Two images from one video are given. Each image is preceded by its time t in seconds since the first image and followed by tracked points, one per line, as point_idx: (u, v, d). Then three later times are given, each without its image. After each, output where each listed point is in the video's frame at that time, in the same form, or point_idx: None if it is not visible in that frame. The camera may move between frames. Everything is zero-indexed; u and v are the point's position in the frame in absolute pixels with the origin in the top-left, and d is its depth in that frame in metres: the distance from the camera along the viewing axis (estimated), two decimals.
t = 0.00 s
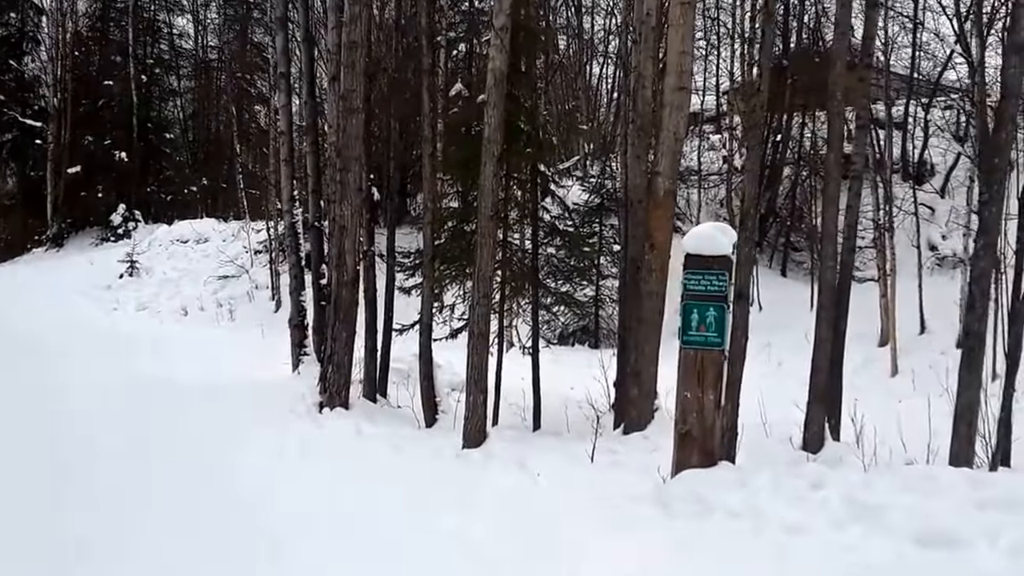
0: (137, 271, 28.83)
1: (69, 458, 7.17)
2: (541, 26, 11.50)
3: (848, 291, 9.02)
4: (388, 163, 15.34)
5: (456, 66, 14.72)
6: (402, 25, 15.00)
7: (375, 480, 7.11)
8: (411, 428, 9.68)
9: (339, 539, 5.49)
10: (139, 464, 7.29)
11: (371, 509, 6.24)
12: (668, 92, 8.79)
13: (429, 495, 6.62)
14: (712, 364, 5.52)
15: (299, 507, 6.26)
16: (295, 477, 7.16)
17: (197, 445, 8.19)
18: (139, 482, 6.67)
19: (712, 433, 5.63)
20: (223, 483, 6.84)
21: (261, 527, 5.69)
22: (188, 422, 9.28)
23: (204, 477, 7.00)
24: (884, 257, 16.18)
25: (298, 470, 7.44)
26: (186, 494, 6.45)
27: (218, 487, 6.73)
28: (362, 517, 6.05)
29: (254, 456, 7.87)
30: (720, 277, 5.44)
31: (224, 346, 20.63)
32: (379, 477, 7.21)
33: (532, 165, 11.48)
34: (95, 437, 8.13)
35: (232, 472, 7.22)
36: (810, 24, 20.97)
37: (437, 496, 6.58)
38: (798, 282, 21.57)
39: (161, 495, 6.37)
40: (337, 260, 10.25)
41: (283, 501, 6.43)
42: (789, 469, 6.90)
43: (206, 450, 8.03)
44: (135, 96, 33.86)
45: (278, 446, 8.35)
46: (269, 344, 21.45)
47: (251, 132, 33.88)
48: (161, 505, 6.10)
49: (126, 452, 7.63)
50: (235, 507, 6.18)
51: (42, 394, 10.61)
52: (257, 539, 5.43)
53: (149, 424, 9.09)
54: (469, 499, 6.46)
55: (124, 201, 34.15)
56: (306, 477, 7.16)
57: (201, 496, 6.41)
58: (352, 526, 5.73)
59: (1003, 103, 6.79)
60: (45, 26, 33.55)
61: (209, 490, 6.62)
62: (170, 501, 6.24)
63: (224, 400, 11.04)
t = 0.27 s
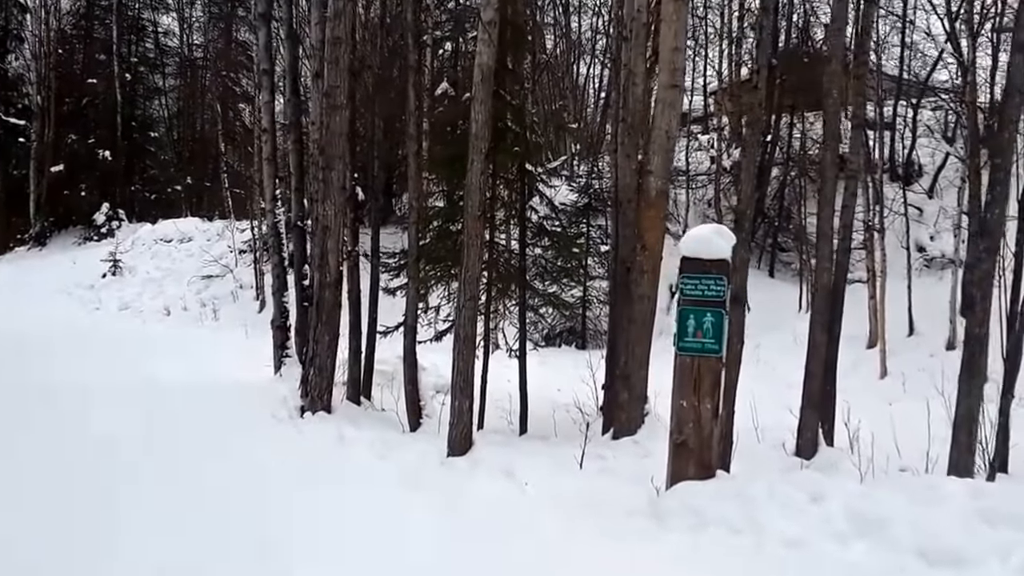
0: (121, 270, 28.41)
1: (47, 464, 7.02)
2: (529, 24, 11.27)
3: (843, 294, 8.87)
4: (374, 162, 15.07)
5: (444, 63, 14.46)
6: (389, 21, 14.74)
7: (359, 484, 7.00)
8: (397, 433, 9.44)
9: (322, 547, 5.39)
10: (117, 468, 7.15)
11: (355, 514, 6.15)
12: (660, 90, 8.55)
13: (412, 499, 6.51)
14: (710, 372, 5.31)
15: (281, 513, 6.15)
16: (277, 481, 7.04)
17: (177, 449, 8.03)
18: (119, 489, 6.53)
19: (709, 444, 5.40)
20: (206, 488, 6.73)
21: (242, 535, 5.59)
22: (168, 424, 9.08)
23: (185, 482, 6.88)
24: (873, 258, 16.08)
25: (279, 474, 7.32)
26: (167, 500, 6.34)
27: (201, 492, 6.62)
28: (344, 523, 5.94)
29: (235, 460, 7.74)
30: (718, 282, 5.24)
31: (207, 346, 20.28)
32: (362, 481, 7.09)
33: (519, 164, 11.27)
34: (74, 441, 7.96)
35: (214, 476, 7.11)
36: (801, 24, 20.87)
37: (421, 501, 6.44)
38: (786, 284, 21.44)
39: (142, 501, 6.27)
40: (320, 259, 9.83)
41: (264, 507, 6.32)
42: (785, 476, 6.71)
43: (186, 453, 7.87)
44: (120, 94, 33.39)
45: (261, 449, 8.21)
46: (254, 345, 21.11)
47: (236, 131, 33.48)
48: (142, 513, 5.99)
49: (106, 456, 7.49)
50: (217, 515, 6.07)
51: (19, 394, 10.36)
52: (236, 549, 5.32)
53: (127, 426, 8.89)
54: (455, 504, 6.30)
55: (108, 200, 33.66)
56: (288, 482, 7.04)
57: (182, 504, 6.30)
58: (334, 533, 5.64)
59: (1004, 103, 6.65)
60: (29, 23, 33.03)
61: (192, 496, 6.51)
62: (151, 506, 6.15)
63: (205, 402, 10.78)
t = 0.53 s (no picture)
0: (104, 266, 27.95)
1: (29, 458, 6.84)
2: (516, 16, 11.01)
3: (837, 293, 8.69)
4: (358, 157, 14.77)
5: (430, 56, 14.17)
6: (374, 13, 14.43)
7: (346, 484, 6.85)
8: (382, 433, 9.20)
9: (312, 550, 5.26)
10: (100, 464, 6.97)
11: (345, 515, 6.02)
12: (650, 82, 8.28)
13: (400, 499, 6.37)
14: (704, 373, 5.09)
15: (270, 514, 6.02)
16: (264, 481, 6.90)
17: (160, 445, 7.84)
18: (102, 485, 6.37)
19: (703, 448, 5.18)
20: (194, 486, 6.61)
21: (231, 536, 5.46)
22: (148, 421, 8.85)
23: (171, 480, 6.73)
24: (863, 255, 15.95)
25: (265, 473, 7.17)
26: (153, 498, 6.20)
27: (187, 491, 6.47)
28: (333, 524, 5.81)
29: (219, 458, 7.57)
30: (712, 279, 5.01)
31: (189, 343, 19.93)
32: (349, 481, 6.94)
33: (505, 160, 11.03)
34: (55, 435, 7.75)
35: (200, 474, 6.96)
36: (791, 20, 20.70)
37: (409, 501, 6.28)
38: (775, 281, 21.28)
39: (127, 498, 6.12)
40: (300, 257, 9.51)
41: (252, 507, 6.18)
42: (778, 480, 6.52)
43: (170, 450, 7.70)
44: (103, 89, 32.86)
45: (246, 447, 8.05)
46: (238, 341, 20.74)
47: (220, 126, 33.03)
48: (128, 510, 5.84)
49: (88, 452, 7.30)
50: (204, 514, 5.93)
51: None
52: (224, 552, 5.18)
53: (108, 422, 8.67)
54: (442, 505, 6.14)
55: (91, 195, 33.12)
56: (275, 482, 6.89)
57: (168, 502, 6.15)
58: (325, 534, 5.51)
59: (1004, 97, 6.50)
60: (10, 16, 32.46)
61: (179, 493, 6.39)
62: (137, 504, 6.00)
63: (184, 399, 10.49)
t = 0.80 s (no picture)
0: (88, 258, 27.47)
1: None
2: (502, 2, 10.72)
3: (830, 288, 8.48)
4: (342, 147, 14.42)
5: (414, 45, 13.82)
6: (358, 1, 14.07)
7: (327, 483, 6.62)
8: (365, 430, 8.92)
9: (288, 561, 5.04)
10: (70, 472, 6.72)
11: (325, 519, 5.80)
12: (638, 70, 8.00)
13: (382, 499, 6.14)
14: (696, 371, 4.84)
15: (245, 521, 5.79)
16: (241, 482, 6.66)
17: (134, 446, 7.59)
18: (72, 496, 6.14)
19: (695, 449, 4.94)
20: (173, 490, 6.44)
21: (211, 546, 5.28)
22: (124, 418, 8.57)
23: (149, 484, 6.54)
24: (855, 249, 15.77)
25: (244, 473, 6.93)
26: (132, 506, 6.03)
27: (167, 495, 6.30)
28: (312, 530, 5.59)
29: (196, 458, 7.31)
30: (704, 272, 4.77)
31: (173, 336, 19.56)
32: (330, 480, 6.70)
33: (490, 151, 10.76)
34: (25, 441, 7.50)
35: (179, 476, 6.77)
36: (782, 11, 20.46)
37: (391, 502, 6.05)
38: (764, 275, 21.07)
39: (106, 508, 5.93)
40: (279, 249, 9.09)
41: (228, 514, 5.95)
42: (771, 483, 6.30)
43: (145, 450, 7.48)
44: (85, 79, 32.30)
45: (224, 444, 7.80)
46: (222, 334, 20.35)
47: (203, 117, 32.52)
48: (98, 524, 5.61)
49: (60, 458, 7.06)
50: (177, 524, 5.70)
51: None
52: (196, 566, 4.96)
53: (82, 422, 8.39)
54: (425, 505, 5.92)
55: (75, 186, 32.57)
56: (253, 483, 6.66)
57: (140, 511, 5.92)
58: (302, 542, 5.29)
59: (1006, 85, 6.30)
60: None
61: (157, 498, 6.23)
62: (116, 514, 5.82)
63: (161, 391, 10.18)
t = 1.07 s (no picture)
0: (69, 250, 26.98)
1: None
2: None
3: (824, 282, 8.28)
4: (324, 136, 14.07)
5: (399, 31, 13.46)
6: None
7: (306, 481, 6.35)
8: (348, 427, 8.66)
9: (261, 567, 4.78)
10: (35, 473, 6.41)
11: (305, 518, 5.57)
12: (627, 58, 7.75)
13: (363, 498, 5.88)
14: (690, 370, 4.61)
15: (218, 523, 5.51)
16: (216, 481, 6.37)
17: (105, 443, 7.28)
18: (40, 499, 5.86)
19: (689, 451, 4.70)
20: (146, 489, 6.18)
21: (189, 548, 5.06)
22: (96, 412, 8.26)
23: (121, 483, 6.28)
24: (845, 241, 15.61)
25: (219, 470, 6.64)
26: (104, 507, 5.77)
27: (141, 494, 6.05)
28: (287, 532, 5.32)
29: (169, 455, 7.02)
30: (699, 266, 4.53)
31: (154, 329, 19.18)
32: (309, 478, 6.43)
33: (476, 141, 10.47)
34: None
35: (152, 475, 6.51)
36: None
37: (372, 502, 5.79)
38: (754, 267, 20.91)
39: (76, 511, 5.68)
40: (258, 241, 8.66)
41: (200, 516, 5.67)
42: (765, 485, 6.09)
43: (116, 446, 7.20)
44: (66, 68, 31.66)
45: (199, 438, 7.50)
46: (204, 326, 19.98)
47: (187, 107, 31.96)
48: (61, 531, 5.32)
49: (26, 457, 6.77)
50: (145, 529, 5.41)
51: None
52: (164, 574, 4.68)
53: (51, 417, 8.07)
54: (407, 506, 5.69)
55: (56, 177, 31.99)
56: (229, 481, 6.38)
57: (108, 515, 5.64)
58: (277, 546, 5.02)
59: (1009, 72, 6.12)
60: None
61: (130, 498, 5.97)
62: (86, 516, 5.57)
63: (136, 383, 9.85)
